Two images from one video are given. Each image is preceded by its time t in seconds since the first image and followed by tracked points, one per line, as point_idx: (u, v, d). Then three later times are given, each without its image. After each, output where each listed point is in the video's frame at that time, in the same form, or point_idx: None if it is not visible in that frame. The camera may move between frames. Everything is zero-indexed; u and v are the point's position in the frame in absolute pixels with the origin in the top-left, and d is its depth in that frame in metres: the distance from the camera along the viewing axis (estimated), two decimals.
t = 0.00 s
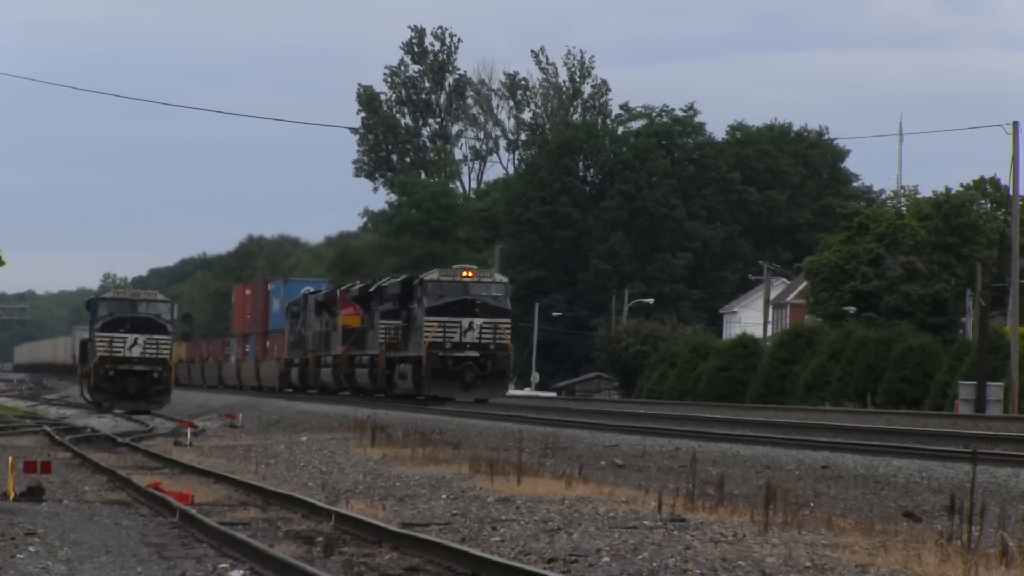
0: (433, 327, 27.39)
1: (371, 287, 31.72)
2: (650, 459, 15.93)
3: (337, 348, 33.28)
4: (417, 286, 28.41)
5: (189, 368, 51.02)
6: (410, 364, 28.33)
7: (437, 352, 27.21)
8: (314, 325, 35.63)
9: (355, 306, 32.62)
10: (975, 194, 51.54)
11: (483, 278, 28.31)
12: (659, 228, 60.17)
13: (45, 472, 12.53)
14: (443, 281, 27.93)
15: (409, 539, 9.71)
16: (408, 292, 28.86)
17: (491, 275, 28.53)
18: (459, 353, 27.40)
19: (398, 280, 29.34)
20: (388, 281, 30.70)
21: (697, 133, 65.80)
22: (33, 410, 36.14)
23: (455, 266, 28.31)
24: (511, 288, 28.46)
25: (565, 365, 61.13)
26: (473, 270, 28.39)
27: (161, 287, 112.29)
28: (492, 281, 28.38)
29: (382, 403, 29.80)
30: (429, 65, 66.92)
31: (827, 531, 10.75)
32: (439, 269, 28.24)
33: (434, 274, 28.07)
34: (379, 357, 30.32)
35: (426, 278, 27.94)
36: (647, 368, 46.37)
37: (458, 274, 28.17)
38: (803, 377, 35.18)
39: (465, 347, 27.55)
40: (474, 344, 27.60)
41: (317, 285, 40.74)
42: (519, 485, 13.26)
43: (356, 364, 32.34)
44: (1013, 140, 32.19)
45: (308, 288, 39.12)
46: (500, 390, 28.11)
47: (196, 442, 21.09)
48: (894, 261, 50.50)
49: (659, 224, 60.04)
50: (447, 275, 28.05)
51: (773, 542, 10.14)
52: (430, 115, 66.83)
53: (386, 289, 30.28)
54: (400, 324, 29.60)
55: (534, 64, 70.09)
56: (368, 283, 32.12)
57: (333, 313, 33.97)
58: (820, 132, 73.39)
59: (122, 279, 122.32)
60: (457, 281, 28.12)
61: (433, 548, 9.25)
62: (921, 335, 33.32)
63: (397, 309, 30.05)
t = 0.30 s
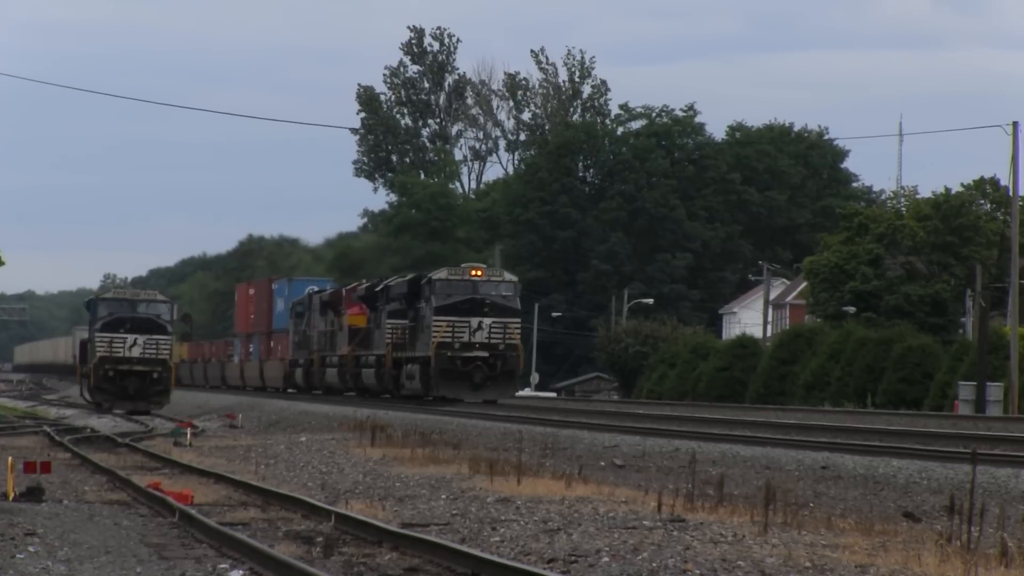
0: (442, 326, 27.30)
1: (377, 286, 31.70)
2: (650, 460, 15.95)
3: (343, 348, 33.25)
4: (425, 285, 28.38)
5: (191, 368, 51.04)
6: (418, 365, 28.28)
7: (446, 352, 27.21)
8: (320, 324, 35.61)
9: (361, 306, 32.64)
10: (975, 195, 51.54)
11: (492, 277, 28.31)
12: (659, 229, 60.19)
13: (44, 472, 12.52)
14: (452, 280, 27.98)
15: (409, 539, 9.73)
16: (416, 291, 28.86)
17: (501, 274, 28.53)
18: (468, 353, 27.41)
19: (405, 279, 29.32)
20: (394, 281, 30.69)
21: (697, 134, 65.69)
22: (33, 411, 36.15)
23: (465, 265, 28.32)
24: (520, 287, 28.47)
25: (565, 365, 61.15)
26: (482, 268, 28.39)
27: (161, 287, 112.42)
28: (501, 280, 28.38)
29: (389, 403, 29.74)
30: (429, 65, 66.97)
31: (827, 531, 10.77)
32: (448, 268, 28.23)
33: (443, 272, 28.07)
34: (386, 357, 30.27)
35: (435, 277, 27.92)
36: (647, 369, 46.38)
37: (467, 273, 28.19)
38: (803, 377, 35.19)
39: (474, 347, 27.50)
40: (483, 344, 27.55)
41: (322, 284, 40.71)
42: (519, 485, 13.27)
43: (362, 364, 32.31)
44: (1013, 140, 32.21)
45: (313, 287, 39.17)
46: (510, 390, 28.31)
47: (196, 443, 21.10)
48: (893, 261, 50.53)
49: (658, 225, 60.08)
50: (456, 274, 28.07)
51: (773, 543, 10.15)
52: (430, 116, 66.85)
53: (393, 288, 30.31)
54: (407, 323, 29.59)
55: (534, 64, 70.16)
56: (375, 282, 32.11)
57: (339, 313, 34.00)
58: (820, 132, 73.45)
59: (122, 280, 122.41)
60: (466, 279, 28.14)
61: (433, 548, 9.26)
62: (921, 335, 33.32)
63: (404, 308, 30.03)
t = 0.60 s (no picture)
0: (451, 325, 27.22)
1: (384, 285, 31.66)
2: (650, 459, 15.94)
3: (349, 347, 33.22)
4: (433, 284, 28.30)
5: (194, 368, 51.01)
6: (426, 364, 28.17)
7: (454, 352, 27.01)
8: (326, 323, 35.56)
9: (367, 304, 32.65)
10: (975, 195, 51.52)
11: (502, 275, 28.17)
12: (659, 228, 60.21)
13: (44, 472, 12.49)
14: (461, 279, 27.81)
15: (409, 539, 9.72)
16: (424, 289, 28.75)
17: (511, 272, 28.34)
18: (477, 353, 27.22)
19: (414, 277, 29.24)
20: (402, 279, 30.61)
21: (696, 134, 65.52)
22: (33, 410, 36.12)
23: (474, 263, 28.24)
24: (531, 285, 28.19)
25: (565, 365, 61.11)
26: (491, 267, 28.26)
27: (161, 287, 112.39)
28: (511, 278, 28.19)
29: (396, 403, 29.66)
30: (428, 65, 67.01)
31: (827, 531, 10.76)
32: (457, 266, 28.15)
33: (451, 271, 27.96)
34: (393, 357, 30.20)
35: (444, 275, 27.84)
36: (647, 368, 46.37)
37: (476, 271, 28.12)
38: (803, 377, 35.17)
39: (483, 347, 27.36)
40: (493, 343, 27.40)
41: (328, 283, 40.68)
42: (519, 485, 13.27)
43: (369, 364, 32.22)
44: (1013, 140, 32.24)
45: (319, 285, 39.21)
46: (520, 390, 28.03)
47: (196, 443, 21.08)
48: (893, 261, 50.54)
49: (659, 225, 60.09)
50: (465, 272, 27.96)
51: (773, 543, 10.15)
52: (430, 116, 66.82)
53: (400, 287, 30.25)
54: (416, 322, 29.50)
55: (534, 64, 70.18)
56: (382, 281, 32.02)
57: (345, 312, 34.01)
58: (820, 132, 73.47)
59: (122, 280, 122.46)
60: (475, 277, 28.06)
61: (433, 548, 9.26)
62: (921, 335, 33.31)
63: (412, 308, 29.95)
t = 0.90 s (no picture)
0: (461, 324, 27.19)
1: (391, 284, 31.62)
2: (650, 460, 15.94)
3: (355, 347, 33.20)
4: (443, 282, 28.26)
5: (197, 368, 51.00)
6: (434, 365, 28.10)
7: (464, 352, 26.92)
8: (331, 323, 35.53)
9: (373, 304, 32.62)
10: (975, 195, 51.50)
11: (511, 274, 28.16)
12: (659, 229, 60.25)
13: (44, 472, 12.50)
14: (470, 278, 27.78)
15: (409, 540, 9.72)
16: (432, 288, 28.74)
17: (520, 271, 28.36)
18: (487, 353, 27.17)
19: (421, 276, 29.20)
20: (410, 278, 30.58)
21: (696, 134, 65.40)
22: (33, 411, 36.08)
23: (483, 262, 28.19)
24: (540, 284, 28.24)
25: (565, 365, 61.17)
26: (500, 266, 28.28)
27: (161, 287, 112.41)
28: (520, 277, 28.21)
29: (403, 404, 29.63)
30: (428, 65, 67.07)
31: (827, 531, 10.76)
32: (467, 264, 28.16)
33: (461, 270, 27.97)
34: (400, 357, 30.16)
35: (453, 274, 27.82)
36: (647, 368, 46.36)
37: (486, 270, 28.07)
38: (802, 377, 35.17)
39: (493, 347, 27.32)
40: (503, 343, 27.36)
41: (332, 282, 40.53)
42: (519, 485, 13.27)
43: (376, 364, 32.18)
44: (1013, 141, 32.24)
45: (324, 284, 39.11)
46: (529, 392, 27.96)
47: (196, 443, 21.07)
48: (893, 261, 50.56)
49: (659, 225, 60.12)
50: (475, 271, 27.93)
51: (773, 542, 10.15)
52: (430, 116, 66.79)
53: (407, 286, 30.21)
54: (423, 322, 29.47)
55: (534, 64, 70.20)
56: (389, 279, 31.99)
57: (351, 311, 34.01)
58: (820, 132, 73.51)
59: (121, 280, 122.55)
60: (484, 276, 28.03)
61: (433, 548, 9.26)
62: (921, 335, 33.31)
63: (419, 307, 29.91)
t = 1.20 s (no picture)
0: (471, 323, 27.09)
1: (398, 283, 31.56)
2: (650, 460, 15.92)
3: (362, 346, 33.17)
4: (452, 280, 28.17)
5: (199, 368, 50.93)
6: (443, 364, 28.03)
7: (474, 351, 26.87)
8: (336, 322, 35.51)
9: (380, 303, 32.59)
10: (975, 195, 51.51)
11: (522, 272, 27.95)
12: (658, 229, 60.30)
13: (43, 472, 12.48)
14: (480, 275, 27.67)
15: (409, 539, 9.71)
16: (441, 286, 28.68)
17: (530, 269, 28.19)
18: (497, 353, 27.04)
19: (429, 275, 29.15)
20: (418, 276, 30.52)
21: (696, 133, 65.32)
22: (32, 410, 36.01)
23: (494, 259, 28.02)
24: (551, 282, 28.13)
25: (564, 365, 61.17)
26: (511, 264, 28.05)
27: (161, 286, 112.29)
28: (531, 275, 28.03)
29: (411, 404, 29.62)
30: (427, 65, 67.11)
31: (827, 531, 10.76)
32: (476, 263, 28.03)
33: (470, 268, 27.85)
34: (408, 357, 30.11)
35: (462, 272, 27.72)
36: (647, 368, 46.32)
37: (496, 268, 27.88)
38: (802, 377, 35.15)
39: (503, 346, 27.20)
40: (513, 342, 27.24)
41: (337, 280, 40.29)
42: (519, 485, 13.25)
43: (383, 363, 32.16)
44: (1013, 141, 32.28)
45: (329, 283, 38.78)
46: (540, 392, 27.88)
47: (196, 443, 21.03)
48: (893, 261, 50.58)
49: (659, 225, 60.10)
50: (484, 270, 27.80)
51: (773, 543, 10.15)
52: (430, 115, 66.71)
53: (415, 284, 30.16)
54: (432, 320, 29.43)
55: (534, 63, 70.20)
56: (396, 278, 31.94)
57: (357, 310, 33.97)
58: (820, 132, 73.56)
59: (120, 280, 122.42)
60: (494, 275, 27.84)
61: (433, 548, 9.26)
62: (921, 335, 33.29)
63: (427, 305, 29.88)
